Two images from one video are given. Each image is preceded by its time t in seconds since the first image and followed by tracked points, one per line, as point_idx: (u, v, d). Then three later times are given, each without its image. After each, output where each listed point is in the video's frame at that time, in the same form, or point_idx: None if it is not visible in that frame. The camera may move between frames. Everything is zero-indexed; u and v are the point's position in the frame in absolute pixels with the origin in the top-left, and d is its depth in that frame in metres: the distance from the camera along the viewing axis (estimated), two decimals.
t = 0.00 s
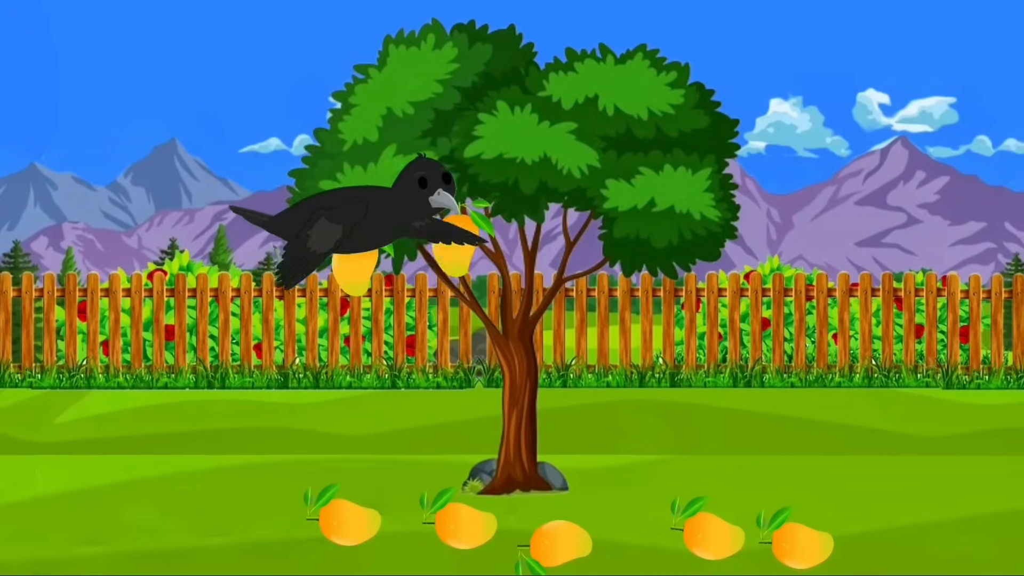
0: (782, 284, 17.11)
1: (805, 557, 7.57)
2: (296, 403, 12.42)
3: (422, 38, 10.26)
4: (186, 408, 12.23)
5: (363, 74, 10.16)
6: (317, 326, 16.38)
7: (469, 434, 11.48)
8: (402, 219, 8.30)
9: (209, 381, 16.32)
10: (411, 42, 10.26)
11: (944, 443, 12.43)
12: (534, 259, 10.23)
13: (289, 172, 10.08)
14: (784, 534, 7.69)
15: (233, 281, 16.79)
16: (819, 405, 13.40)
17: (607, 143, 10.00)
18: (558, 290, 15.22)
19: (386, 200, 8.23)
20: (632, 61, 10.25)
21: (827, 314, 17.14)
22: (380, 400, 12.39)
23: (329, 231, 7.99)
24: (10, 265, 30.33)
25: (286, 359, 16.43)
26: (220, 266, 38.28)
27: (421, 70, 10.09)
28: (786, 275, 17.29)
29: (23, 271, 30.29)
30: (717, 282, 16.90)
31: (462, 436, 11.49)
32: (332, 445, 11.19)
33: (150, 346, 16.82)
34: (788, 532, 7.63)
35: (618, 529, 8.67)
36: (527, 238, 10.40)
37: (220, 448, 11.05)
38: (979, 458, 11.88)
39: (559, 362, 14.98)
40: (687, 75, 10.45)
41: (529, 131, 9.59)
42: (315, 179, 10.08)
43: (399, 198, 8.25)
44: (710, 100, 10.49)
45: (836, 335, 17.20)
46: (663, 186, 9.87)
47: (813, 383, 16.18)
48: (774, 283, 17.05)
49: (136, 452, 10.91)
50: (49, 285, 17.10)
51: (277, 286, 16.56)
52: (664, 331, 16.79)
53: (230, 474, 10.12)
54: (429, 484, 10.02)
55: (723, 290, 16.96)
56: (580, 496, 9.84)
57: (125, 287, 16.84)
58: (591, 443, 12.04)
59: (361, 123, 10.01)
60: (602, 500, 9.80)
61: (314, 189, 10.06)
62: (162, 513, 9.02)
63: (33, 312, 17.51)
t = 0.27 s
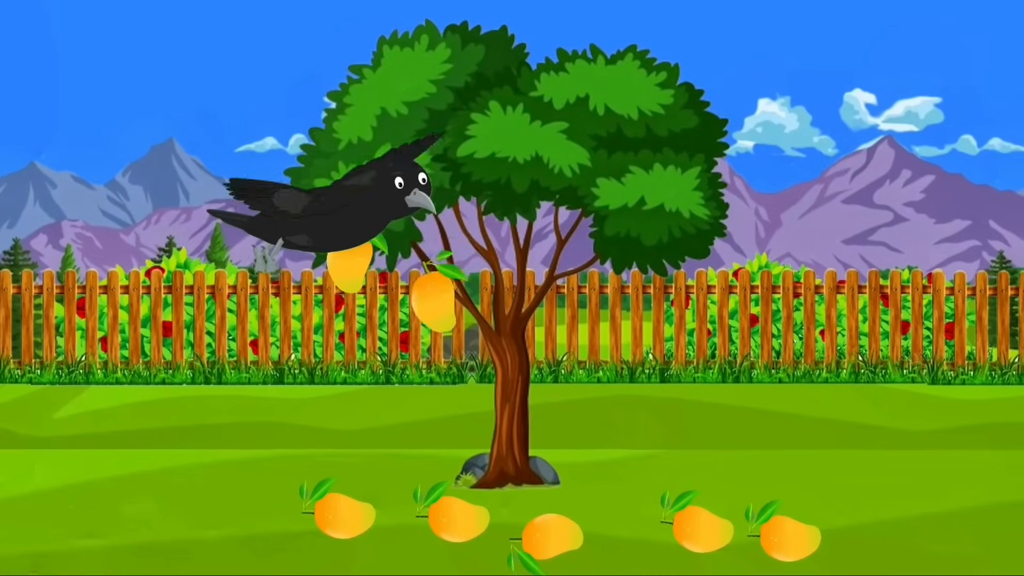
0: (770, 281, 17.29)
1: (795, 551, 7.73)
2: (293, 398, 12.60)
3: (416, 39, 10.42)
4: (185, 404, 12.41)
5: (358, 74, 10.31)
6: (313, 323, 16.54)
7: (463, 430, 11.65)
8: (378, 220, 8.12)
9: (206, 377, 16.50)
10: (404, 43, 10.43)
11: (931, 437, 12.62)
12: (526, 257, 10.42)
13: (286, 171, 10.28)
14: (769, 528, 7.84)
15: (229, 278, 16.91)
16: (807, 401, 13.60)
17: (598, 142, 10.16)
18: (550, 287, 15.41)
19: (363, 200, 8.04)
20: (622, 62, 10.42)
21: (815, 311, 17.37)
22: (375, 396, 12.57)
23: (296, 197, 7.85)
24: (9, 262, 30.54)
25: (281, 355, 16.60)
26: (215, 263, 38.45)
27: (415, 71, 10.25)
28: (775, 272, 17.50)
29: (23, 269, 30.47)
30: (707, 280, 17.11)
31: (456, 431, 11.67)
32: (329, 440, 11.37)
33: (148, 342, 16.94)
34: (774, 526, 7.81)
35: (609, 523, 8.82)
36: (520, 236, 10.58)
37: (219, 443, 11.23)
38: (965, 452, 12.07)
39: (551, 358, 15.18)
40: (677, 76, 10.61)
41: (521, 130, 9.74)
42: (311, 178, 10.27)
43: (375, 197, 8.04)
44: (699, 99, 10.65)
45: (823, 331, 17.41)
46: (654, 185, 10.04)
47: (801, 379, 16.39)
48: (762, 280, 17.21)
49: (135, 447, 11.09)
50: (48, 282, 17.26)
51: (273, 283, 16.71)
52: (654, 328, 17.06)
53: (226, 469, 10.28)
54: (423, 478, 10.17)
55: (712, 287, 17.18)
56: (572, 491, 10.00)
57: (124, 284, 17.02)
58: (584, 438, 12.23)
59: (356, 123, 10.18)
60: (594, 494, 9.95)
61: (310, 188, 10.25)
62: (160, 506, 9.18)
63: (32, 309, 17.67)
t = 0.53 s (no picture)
0: (763, 280, 17.39)
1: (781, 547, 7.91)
2: (290, 396, 12.68)
3: (412, 39, 10.52)
4: (184, 402, 12.49)
5: (354, 74, 10.42)
6: (309, 321, 16.64)
7: (459, 428, 11.74)
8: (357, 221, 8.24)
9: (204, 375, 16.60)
10: (401, 44, 10.53)
11: (923, 435, 12.74)
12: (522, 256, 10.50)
13: (283, 170, 10.39)
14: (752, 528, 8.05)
15: (226, 276, 16.98)
16: (800, 399, 13.72)
17: (593, 141, 10.21)
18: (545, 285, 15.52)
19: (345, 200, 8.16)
20: (617, 62, 10.52)
21: (809, 309, 17.52)
22: (372, 394, 12.67)
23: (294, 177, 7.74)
24: (6, 261, 30.60)
25: (279, 354, 16.65)
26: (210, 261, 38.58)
27: (411, 70, 10.33)
28: (769, 271, 17.60)
29: (21, 267, 30.55)
30: (701, 278, 17.21)
31: (453, 428, 11.78)
32: (326, 438, 11.47)
33: (145, 340, 17.00)
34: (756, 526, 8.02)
35: (604, 519, 8.90)
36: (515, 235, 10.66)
37: (218, 441, 11.32)
38: (957, 449, 12.19)
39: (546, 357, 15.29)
40: (671, 76, 10.70)
41: (516, 130, 9.85)
42: (308, 177, 10.41)
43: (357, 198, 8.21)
44: (693, 99, 10.76)
45: (817, 329, 17.59)
46: (648, 184, 10.11)
47: (794, 377, 16.51)
48: (756, 279, 17.31)
49: (134, 444, 11.19)
50: (46, 280, 17.32)
51: (270, 282, 16.77)
52: (649, 326, 17.12)
53: (225, 466, 10.37)
54: (420, 476, 10.25)
55: (706, 286, 17.26)
56: (567, 488, 10.09)
57: (122, 283, 17.07)
58: (579, 436, 12.33)
59: (353, 122, 10.28)
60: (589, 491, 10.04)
61: (307, 186, 10.37)
62: (159, 503, 9.26)
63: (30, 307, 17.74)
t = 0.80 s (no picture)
0: (764, 280, 17.37)
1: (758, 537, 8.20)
2: (289, 397, 12.67)
3: (411, 39, 10.51)
4: (182, 403, 12.48)
5: (353, 74, 10.40)
6: (308, 322, 16.64)
7: (458, 429, 11.72)
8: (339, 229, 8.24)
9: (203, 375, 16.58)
10: (400, 44, 10.51)
11: (923, 435, 12.72)
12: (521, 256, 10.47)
13: (281, 170, 10.34)
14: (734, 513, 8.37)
15: (225, 277, 16.97)
16: (800, 400, 13.71)
17: (592, 141, 10.18)
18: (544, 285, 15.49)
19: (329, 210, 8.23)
20: (616, 62, 10.50)
21: (809, 309, 17.50)
22: (371, 395, 12.65)
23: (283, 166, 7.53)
24: (5, 261, 30.60)
25: (277, 354, 16.63)
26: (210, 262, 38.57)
27: (410, 70, 10.33)
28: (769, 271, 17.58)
29: (20, 267, 30.52)
30: (701, 279, 17.17)
31: (452, 429, 11.75)
32: (325, 438, 11.46)
33: (144, 341, 16.99)
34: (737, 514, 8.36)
35: (603, 520, 8.87)
36: (515, 235, 10.62)
37: (216, 442, 11.30)
38: (957, 450, 12.16)
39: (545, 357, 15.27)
40: (671, 76, 10.68)
41: (515, 130, 9.82)
42: (307, 177, 10.35)
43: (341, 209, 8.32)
44: (693, 100, 10.73)
45: (817, 330, 17.58)
46: (648, 184, 10.07)
47: (794, 377, 16.50)
48: (756, 279, 17.29)
49: (132, 445, 11.17)
50: (44, 281, 17.29)
51: (268, 282, 16.76)
52: (649, 326, 17.09)
53: (224, 466, 10.35)
54: (419, 476, 10.22)
55: (706, 286, 17.23)
56: (566, 489, 10.07)
57: (120, 283, 17.04)
58: (579, 437, 12.30)
59: (352, 122, 10.25)
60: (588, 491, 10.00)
61: (306, 187, 10.32)
62: (157, 504, 9.23)
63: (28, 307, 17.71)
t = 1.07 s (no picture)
0: (763, 281, 17.36)
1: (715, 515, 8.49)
2: (287, 398, 12.67)
3: (410, 39, 10.48)
4: (181, 404, 12.47)
5: (352, 74, 10.37)
6: (307, 322, 16.65)
7: (458, 429, 11.71)
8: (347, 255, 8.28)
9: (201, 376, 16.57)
10: (399, 43, 10.48)
11: (923, 436, 12.69)
12: (520, 256, 10.45)
13: (280, 170, 10.31)
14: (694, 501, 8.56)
15: (223, 277, 16.97)
16: (799, 400, 13.71)
17: (592, 141, 10.16)
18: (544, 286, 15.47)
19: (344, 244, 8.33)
20: (616, 62, 10.47)
21: (809, 310, 17.48)
22: (369, 396, 12.64)
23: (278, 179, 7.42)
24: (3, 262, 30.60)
25: (276, 355, 16.62)
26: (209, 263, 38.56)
27: (410, 70, 10.30)
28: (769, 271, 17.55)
29: (19, 268, 30.53)
30: (701, 279, 17.15)
31: (450, 430, 11.73)
32: (324, 439, 11.45)
33: (142, 342, 16.97)
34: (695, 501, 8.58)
35: (603, 521, 8.84)
36: (514, 236, 10.60)
37: (215, 443, 11.29)
38: (958, 451, 12.12)
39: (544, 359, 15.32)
40: (671, 76, 10.65)
41: (515, 130, 9.79)
42: (305, 177, 10.31)
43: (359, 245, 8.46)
44: (692, 100, 10.70)
45: (817, 330, 17.56)
46: (647, 184, 10.04)
47: (794, 377, 16.48)
48: (756, 279, 17.28)
49: (131, 446, 11.16)
50: (42, 281, 17.28)
51: (267, 283, 16.75)
52: (648, 327, 17.06)
53: (222, 467, 10.34)
54: (418, 477, 10.20)
55: (706, 286, 17.21)
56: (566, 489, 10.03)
57: (118, 284, 17.03)
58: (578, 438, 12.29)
59: (350, 122, 10.21)
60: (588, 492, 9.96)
61: (304, 187, 10.27)
62: (156, 504, 9.21)
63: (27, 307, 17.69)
